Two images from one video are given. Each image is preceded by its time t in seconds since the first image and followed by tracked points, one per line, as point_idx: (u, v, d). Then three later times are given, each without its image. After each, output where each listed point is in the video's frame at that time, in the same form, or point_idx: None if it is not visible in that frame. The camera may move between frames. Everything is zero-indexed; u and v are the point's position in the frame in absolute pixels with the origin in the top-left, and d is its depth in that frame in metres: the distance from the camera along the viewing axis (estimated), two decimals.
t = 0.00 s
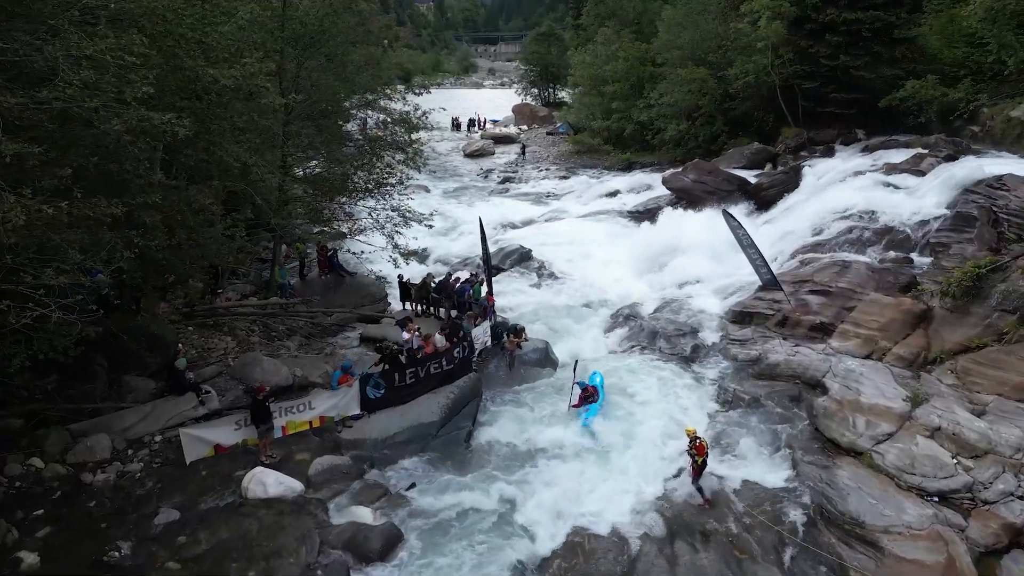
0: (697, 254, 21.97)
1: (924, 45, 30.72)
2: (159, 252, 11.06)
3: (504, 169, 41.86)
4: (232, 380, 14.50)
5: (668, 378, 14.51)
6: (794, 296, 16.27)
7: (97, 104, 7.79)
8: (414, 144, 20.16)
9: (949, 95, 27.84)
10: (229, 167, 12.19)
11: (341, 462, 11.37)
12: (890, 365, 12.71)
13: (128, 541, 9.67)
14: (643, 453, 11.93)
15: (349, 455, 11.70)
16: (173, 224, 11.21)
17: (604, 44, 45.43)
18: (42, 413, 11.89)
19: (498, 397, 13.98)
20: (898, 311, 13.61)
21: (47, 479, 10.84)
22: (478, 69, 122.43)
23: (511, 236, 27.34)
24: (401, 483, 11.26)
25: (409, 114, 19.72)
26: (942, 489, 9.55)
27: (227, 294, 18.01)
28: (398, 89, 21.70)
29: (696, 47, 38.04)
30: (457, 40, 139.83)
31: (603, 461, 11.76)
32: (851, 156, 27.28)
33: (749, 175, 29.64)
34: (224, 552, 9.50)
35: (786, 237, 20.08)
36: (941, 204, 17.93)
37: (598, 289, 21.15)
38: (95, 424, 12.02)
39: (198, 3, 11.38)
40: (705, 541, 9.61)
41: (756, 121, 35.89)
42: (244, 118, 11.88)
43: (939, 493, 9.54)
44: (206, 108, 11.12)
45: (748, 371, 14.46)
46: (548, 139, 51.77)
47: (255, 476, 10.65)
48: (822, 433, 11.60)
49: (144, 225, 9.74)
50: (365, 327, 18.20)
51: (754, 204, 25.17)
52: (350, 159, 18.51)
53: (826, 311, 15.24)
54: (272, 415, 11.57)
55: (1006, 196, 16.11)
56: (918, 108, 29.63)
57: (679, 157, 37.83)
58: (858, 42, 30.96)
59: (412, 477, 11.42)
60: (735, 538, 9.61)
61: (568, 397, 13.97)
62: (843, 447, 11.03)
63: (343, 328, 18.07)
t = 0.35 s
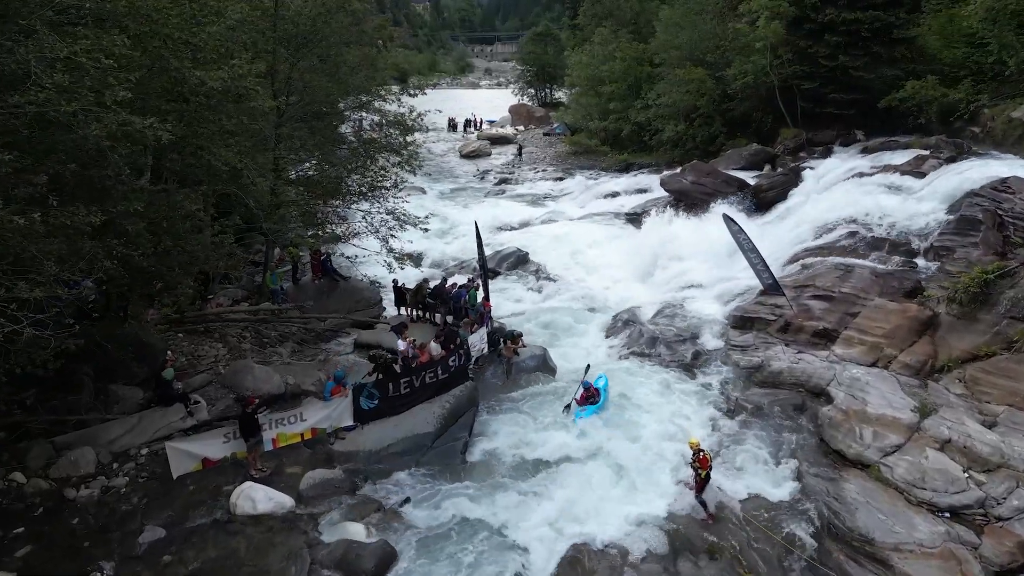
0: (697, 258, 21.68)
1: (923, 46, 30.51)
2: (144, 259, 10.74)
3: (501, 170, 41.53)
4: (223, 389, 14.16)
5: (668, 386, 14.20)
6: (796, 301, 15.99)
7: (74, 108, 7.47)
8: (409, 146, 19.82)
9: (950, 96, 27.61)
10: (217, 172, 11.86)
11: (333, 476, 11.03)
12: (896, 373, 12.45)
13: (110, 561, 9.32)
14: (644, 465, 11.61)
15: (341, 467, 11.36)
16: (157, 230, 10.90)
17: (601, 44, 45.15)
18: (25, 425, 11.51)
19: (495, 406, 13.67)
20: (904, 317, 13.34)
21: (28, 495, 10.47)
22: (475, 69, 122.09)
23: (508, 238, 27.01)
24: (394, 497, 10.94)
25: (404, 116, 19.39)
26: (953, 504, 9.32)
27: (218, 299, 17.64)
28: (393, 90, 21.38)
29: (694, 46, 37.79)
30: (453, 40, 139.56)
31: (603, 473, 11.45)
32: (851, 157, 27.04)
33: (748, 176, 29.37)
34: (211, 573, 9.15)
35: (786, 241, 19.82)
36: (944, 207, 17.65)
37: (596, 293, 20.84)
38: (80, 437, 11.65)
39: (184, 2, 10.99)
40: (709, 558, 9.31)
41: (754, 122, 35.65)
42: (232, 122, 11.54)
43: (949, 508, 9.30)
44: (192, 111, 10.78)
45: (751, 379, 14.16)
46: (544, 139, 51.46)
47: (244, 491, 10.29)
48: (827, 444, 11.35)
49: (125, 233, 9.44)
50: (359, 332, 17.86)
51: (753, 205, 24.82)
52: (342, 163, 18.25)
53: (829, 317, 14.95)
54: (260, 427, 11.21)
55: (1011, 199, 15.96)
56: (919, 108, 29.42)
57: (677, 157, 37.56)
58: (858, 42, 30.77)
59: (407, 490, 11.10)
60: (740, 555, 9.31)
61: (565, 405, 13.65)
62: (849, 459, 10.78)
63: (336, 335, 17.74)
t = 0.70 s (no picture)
0: (697, 261, 21.43)
1: (922, 46, 30.31)
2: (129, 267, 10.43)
3: (498, 171, 41.22)
4: (214, 398, 13.84)
5: (668, 394, 13.90)
6: (798, 306, 15.74)
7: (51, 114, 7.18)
8: (405, 148, 19.49)
9: (950, 96, 27.44)
10: (206, 176, 11.58)
11: (326, 489, 10.72)
12: (902, 381, 12.22)
13: None
14: (645, 476, 11.35)
15: (334, 480, 11.06)
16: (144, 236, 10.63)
17: (598, 44, 44.88)
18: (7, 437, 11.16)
19: (493, 415, 13.38)
20: (910, 323, 13.10)
21: (10, 509, 10.13)
22: (471, 69, 121.73)
23: (505, 241, 26.72)
24: (389, 511, 10.65)
25: (400, 118, 19.06)
26: (964, 519, 9.11)
27: (211, 305, 17.31)
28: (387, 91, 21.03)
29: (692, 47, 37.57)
30: (449, 40, 139.20)
31: (604, 484, 11.20)
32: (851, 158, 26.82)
33: (748, 178, 29.14)
34: None
35: (787, 243, 19.58)
36: (948, 209, 17.40)
37: (595, 297, 20.58)
38: (65, 449, 11.31)
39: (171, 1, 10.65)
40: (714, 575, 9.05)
41: (752, 123, 35.43)
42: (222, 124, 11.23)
43: (961, 523, 9.10)
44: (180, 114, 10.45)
45: (753, 386, 13.91)
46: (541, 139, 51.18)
47: (234, 506, 9.97)
48: (832, 453, 11.12)
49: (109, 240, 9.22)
50: (354, 338, 17.57)
51: (753, 207, 24.58)
52: (339, 163, 17.73)
53: (832, 323, 14.70)
54: (250, 440, 10.90)
55: (1016, 202, 15.76)
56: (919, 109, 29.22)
57: (675, 158, 37.31)
58: (857, 42, 30.54)
59: (403, 504, 10.81)
60: (746, 571, 9.06)
61: (564, 414, 13.38)
62: (856, 470, 10.54)
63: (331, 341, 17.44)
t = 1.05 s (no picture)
0: (697, 264, 21.14)
1: (923, 47, 30.12)
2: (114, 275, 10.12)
3: (495, 172, 40.88)
4: (204, 407, 13.51)
5: (669, 403, 13.62)
6: (802, 311, 15.45)
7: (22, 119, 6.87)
8: (401, 150, 19.15)
9: (952, 97, 27.22)
10: (195, 181, 11.31)
11: (318, 504, 10.39)
12: (910, 391, 11.93)
13: None
14: (648, 490, 11.05)
15: (327, 494, 10.72)
16: (130, 244, 10.35)
17: (596, 44, 44.59)
18: None
19: (490, 424, 13.06)
20: (917, 331, 12.82)
21: None
22: (468, 69, 121.33)
23: (502, 243, 26.39)
24: (384, 526, 10.34)
25: (395, 120, 18.71)
26: (979, 537, 8.84)
27: (202, 312, 16.97)
28: (382, 93, 20.71)
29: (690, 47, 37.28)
30: (446, 40, 138.78)
31: (606, 499, 10.88)
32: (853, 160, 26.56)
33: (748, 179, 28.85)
34: None
35: (788, 247, 19.31)
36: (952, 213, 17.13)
37: (594, 301, 20.28)
38: (49, 462, 10.95)
39: None
40: None
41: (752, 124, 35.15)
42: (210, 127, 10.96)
43: (975, 541, 8.82)
44: (166, 117, 10.17)
45: (756, 394, 13.61)
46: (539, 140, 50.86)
47: (222, 523, 9.61)
48: (839, 466, 10.85)
49: (91, 248, 8.95)
50: (349, 344, 17.24)
51: (753, 209, 24.30)
52: (334, 164, 17.34)
53: (837, 329, 14.40)
54: (240, 454, 10.55)
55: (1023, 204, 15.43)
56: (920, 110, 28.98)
57: (673, 159, 37.02)
58: (857, 43, 30.27)
59: (398, 519, 10.49)
60: None
61: (564, 424, 13.06)
62: (864, 484, 10.25)
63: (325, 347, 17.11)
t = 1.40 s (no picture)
0: (699, 267, 20.86)
1: (925, 47, 29.88)
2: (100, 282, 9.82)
3: (494, 172, 40.63)
4: (197, 416, 13.25)
5: (671, 412, 13.34)
6: (805, 316, 15.17)
7: None
8: (397, 152, 18.87)
9: (954, 98, 27.03)
10: (184, 187, 11.05)
11: (312, 519, 10.10)
12: (918, 400, 11.68)
13: None
14: (651, 503, 10.76)
15: (321, 509, 10.42)
16: (113, 250, 10.08)
17: (595, 44, 44.37)
18: None
19: (489, 434, 12.77)
20: (925, 338, 12.56)
21: None
22: (467, 69, 121.10)
23: (500, 245, 26.09)
24: (379, 542, 10.05)
25: (392, 121, 18.45)
26: (994, 555, 8.56)
27: (194, 317, 16.66)
28: (378, 94, 20.40)
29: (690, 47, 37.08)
30: (444, 40, 138.61)
31: (608, 513, 10.59)
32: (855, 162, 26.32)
33: (748, 181, 28.61)
34: None
35: (792, 251, 18.99)
36: (956, 215, 16.85)
37: (594, 304, 19.97)
38: (35, 475, 10.63)
39: None
40: None
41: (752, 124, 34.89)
42: (199, 132, 10.69)
43: (990, 559, 8.54)
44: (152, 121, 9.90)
45: (760, 402, 13.34)
46: (538, 141, 50.54)
47: (212, 540, 9.28)
48: (846, 477, 10.60)
49: (73, 256, 8.68)
50: (344, 350, 16.95)
51: (755, 211, 24.05)
52: (330, 167, 17.02)
53: (842, 335, 14.12)
54: (231, 466, 10.26)
55: None
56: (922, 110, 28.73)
57: (673, 160, 36.80)
58: (858, 43, 30.03)
59: (395, 535, 10.20)
60: None
61: (564, 434, 12.79)
62: (873, 497, 9.98)
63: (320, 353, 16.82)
